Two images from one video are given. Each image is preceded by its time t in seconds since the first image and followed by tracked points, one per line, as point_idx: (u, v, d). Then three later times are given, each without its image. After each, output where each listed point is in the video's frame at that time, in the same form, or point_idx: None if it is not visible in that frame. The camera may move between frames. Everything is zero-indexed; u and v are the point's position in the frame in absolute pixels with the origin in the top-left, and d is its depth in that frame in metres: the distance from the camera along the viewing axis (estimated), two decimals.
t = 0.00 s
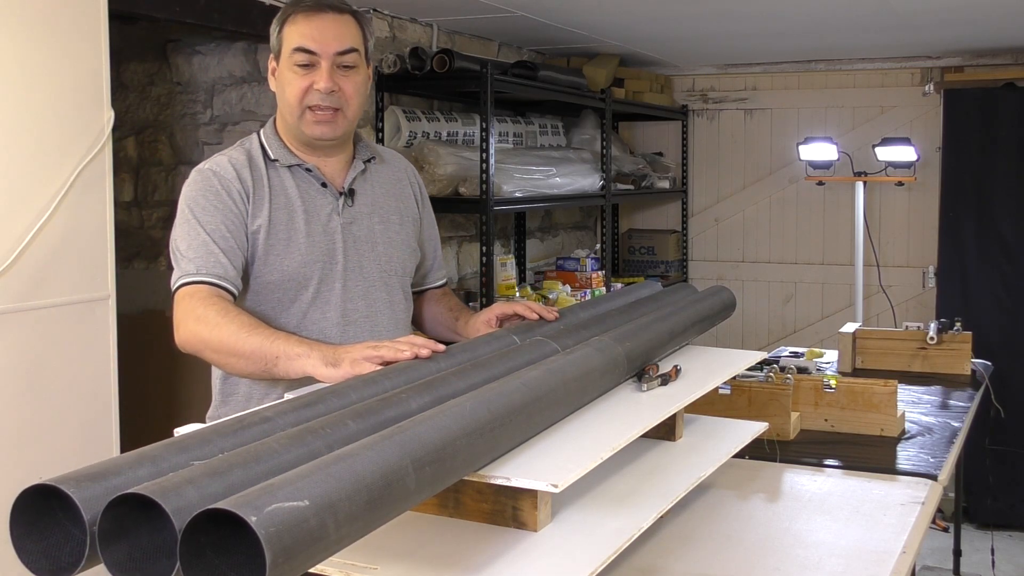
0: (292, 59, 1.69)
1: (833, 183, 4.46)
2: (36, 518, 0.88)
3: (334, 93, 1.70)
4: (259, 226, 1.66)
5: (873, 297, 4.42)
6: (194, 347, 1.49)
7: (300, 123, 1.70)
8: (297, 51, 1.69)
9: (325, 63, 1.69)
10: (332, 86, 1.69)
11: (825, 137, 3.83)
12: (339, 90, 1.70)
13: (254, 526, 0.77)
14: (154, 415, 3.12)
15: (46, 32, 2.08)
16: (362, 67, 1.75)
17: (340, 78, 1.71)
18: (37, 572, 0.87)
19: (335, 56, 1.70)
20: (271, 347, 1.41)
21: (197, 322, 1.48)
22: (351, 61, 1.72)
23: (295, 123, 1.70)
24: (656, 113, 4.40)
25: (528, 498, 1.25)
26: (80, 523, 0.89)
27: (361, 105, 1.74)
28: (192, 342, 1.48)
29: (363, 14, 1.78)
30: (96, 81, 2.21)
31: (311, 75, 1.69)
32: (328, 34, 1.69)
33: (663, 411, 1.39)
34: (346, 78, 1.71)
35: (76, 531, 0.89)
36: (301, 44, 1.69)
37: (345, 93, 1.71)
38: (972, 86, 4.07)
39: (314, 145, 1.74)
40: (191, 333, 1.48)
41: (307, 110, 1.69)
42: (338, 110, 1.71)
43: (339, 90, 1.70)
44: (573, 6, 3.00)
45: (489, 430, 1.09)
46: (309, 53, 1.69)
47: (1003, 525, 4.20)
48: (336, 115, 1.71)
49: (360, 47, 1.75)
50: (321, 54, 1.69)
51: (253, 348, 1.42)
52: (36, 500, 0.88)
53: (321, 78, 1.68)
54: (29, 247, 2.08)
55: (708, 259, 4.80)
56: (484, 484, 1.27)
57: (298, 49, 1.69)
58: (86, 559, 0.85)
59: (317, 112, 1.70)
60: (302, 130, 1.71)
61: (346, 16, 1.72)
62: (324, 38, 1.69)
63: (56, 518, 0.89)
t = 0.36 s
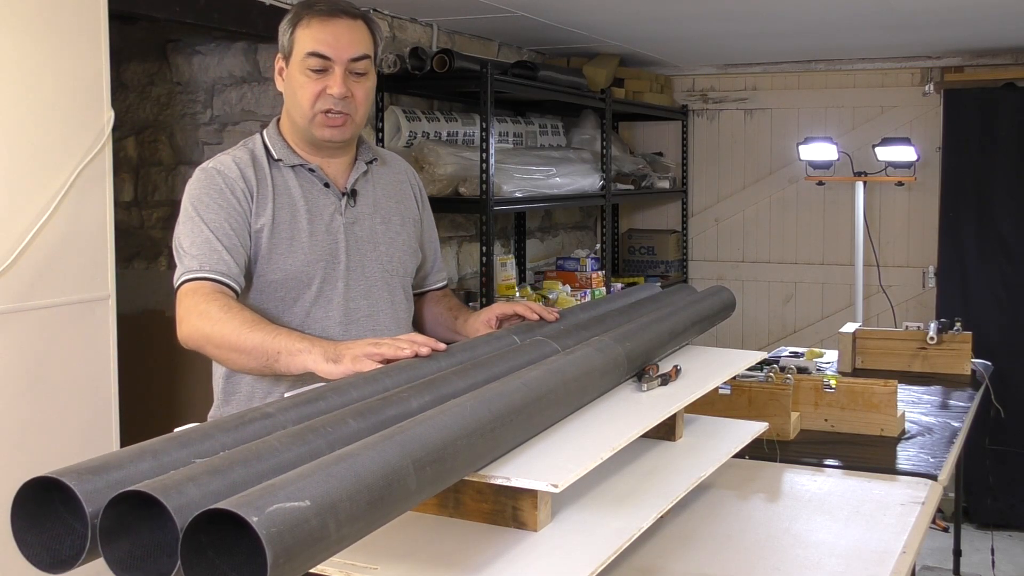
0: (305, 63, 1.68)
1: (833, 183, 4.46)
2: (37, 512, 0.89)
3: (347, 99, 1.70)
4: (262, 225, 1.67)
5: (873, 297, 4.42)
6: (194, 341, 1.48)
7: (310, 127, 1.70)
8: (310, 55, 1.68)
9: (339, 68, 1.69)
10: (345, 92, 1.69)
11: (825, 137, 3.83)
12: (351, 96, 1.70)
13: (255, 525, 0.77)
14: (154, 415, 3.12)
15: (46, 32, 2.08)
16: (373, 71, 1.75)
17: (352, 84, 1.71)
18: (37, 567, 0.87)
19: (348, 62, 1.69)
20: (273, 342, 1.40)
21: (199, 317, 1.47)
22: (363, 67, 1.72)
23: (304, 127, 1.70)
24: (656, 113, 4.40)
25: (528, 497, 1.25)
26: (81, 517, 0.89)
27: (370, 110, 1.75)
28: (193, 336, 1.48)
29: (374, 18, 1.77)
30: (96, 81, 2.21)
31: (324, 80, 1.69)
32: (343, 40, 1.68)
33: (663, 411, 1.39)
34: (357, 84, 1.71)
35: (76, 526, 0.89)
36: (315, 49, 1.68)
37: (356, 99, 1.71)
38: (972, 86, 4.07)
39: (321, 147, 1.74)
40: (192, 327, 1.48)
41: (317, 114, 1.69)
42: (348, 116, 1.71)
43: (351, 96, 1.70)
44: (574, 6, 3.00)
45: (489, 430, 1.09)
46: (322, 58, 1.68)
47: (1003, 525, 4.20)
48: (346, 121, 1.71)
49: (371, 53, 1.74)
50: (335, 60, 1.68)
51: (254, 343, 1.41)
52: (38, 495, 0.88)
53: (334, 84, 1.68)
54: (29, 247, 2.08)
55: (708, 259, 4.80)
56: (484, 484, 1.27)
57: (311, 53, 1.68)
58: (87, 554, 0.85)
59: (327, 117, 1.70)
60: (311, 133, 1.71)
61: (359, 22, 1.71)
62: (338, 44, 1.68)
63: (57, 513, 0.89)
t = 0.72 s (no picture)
0: (309, 65, 1.68)
1: (833, 184, 4.46)
2: (37, 512, 0.88)
3: (351, 102, 1.70)
4: (263, 224, 1.67)
5: (873, 297, 4.42)
6: (201, 339, 1.47)
7: (313, 128, 1.70)
8: (314, 58, 1.68)
9: (343, 71, 1.69)
10: (349, 96, 1.69)
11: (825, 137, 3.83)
12: (354, 100, 1.70)
13: (256, 525, 0.77)
14: (153, 415, 3.12)
15: (46, 33, 2.08)
16: (376, 75, 1.76)
17: (356, 87, 1.71)
18: (37, 567, 0.87)
19: (353, 65, 1.70)
20: (292, 331, 1.41)
21: (207, 313, 1.47)
22: (368, 70, 1.72)
23: (307, 128, 1.70)
24: (656, 113, 4.40)
25: (528, 497, 1.25)
26: (81, 518, 0.89)
27: (373, 113, 1.75)
28: (199, 334, 1.47)
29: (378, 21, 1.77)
30: (96, 81, 2.21)
31: (328, 82, 1.69)
32: (348, 44, 1.68)
33: (663, 411, 1.39)
34: (361, 87, 1.72)
35: (76, 526, 0.88)
36: (320, 52, 1.68)
37: (359, 102, 1.72)
38: (972, 86, 4.07)
39: (323, 148, 1.74)
40: (199, 324, 1.47)
41: (321, 116, 1.69)
42: (352, 119, 1.71)
43: (354, 99, 1.71)
44: (574, 6, 3.00)
45: (489, 430, 1.09)
46: (327, 61, 1.68)
47: (1003, 525, 4.20)
48: (349, 123, 1.71)
49: (375, 56, 1.74)
50: (339, 63, 1.68)
51: (273, 333, 1.42)
52: (37, 494, 0.88)
53: (338, 86, 1.68)
54: (29, 247, 2.08)
55: (708, 260, 4.80)
56: (484, 484, 1.27)
57: (316, 55, 1.68)
58: (86, 553, 0.85)
59: (330, 119, 1.70)
60: (314, 135, 1.71)
61: (364, 25, 1.71)
62: (343, 47, 1.68)
63: (57, 512, 0.89)
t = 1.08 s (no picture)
0: (307, 64, 1.69)
1: (833, 184, 4.46)
2: (37, 512, 0.88)
3: (349, 101, 1.70)
4: (264, 224, 1.67)
5: (873, 297, 4.42)
6: (197, 331, 1.45)
7: (313, 127, 1.70)
8: (312, 57, 1.68)
9: (341, 70, 1.69)
10: (347, 94, 1.69)
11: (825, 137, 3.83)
12: (353, 98, 1.70)
13: (255, 525, 0.77)
14: (153, 415, 3.12)
15: (46, 33, 2.08)
16: (375, 74, 1.75)
17: (354, 85, 1.71)
18: (37, 567, 0.87)
19: (351, 64, 1.70)
20: (295, 323, 1.42)
21: (205, 305, 1.46)
22: (366, 69, 1.72)
23: (307, 127, 1.70)
24: (656, 113, 4.40)
25: (528, 497, 1.25)
26: (81, 517, 0.89)
27: (373, 112, 1.75)
28: (196, 326, 1.45)
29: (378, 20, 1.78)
30: (95, 81, 2.21)
31: (326, 81, 1.68)
32: (345, 42, 1.69)
33: (663, 411, 1.39)
34: (360, 86, 1.71)
35: (76, 525, 0.88)
36: (318, 51, 1.68)
37: (358, 101, 1.71)
38: (972, 86, 4.07)
39: (324, 148, 1.74)
40: (197, 316, 1.45)
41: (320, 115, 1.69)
42: (351, 118, 1.71)
43: (353, 97, 1.70)
44: (574, 6, 3.00)
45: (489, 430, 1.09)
46: (325, 60, 1.68)
47: (1003, 525, 4.19)
48: (349, 122, 1.71)
49: (374, 55, 1.74)
50: (337, 61, 1.68)
51: (277, 324, 1.42)
52: (37, 494, 0.88)
53: (335, 85, 1.68)
54: (29, 247, 2.07)
55: (708, 260, 4.80)
56: (484, 484, 1.27)
57: (313, 54, 1.68)
58: (87, 553, 0.85)
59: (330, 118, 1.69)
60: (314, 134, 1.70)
61: (363, 24, 1.72)
62: (341, 46, 1.68)
63: (57, 512, 0.89)
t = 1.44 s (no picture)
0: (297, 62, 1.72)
1: (833, 184, 4.46)
2: (37, 512, 0.88)
3: (340, 92, 1.71)
4: (266, 221, 1.67)
5: (873, 297, 4.42)
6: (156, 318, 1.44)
7: (310, 124, 1.71)
8: (301, 54, 1.72)
9: (329, 63, 1.71)
10: (337, 85, 1.70)
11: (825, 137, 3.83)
12: (344, 90, 1.71)
13: (256, 525, 0.77)
14: (154, 415, 3.12)
15: (46, 32, 2.08)
16: (367, 66, 1.77)
17: (345, 77, 1.72)
18: (37, 567, 0.87)
19: (338, 55, 1.72)
20: (224, 324, 1.32)
21: (164, 293, 1.44)
22: (355, 60, 1.74)
23: (304, 124, 1.71)
24: (656, 113, 4.40)
25: (528, 497, 1.25)
26: (81, 517, 0.89)
27: (368, 104, 1.75)
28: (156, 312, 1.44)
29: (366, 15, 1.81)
30: (95, 81, 2.21)
31: (317, 75, 1.71)
32: (331, 35, 1.71)
33: (664, 411, 1.39)
34: (350, 77, 1.73)
35: (76, 525, 0.88)
36: (306, 47, 1.71)
37: (351, 92, 1.72)
38: (972, 86, 4.07)
39: (325, 146, 1.74)
40: (156, 302, 1.44)
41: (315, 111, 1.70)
42: (346, 111, 1.71)
43: (345, 89, 1.71)
44: (573, 6, 3.00)
45: (489, 430, 1.09)
46: (313, 55, 1.71)
47: (1002, 525, 4.19)
48: (344, 115, 1.71)
49: (364, 47, 1.76)
50: (324, 55, 1.71)
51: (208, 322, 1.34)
52: (38, 494, 0.88)
53: (326, 78, 1.70)
54: (29, 247, 2.08)
55: (708, 260, 4.81)
56: (484, 484, 1.27)
57: (302, 51, 1.72)
58: (87, 553, 0.85)
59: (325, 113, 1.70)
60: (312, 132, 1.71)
61: (348, 17, 1.75)
62: (327, 38, 1.71)
63: (57, 512, 0.89)
